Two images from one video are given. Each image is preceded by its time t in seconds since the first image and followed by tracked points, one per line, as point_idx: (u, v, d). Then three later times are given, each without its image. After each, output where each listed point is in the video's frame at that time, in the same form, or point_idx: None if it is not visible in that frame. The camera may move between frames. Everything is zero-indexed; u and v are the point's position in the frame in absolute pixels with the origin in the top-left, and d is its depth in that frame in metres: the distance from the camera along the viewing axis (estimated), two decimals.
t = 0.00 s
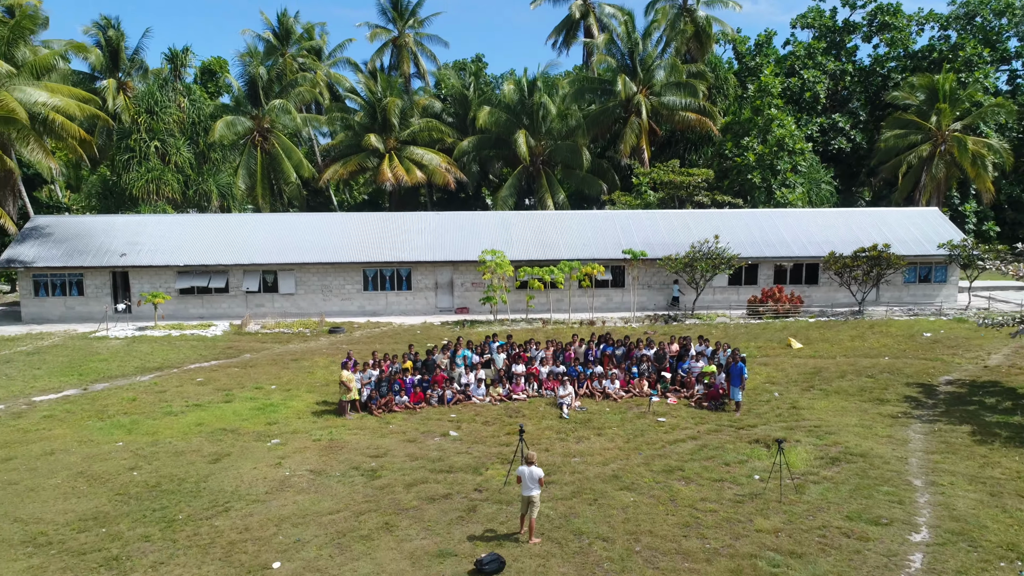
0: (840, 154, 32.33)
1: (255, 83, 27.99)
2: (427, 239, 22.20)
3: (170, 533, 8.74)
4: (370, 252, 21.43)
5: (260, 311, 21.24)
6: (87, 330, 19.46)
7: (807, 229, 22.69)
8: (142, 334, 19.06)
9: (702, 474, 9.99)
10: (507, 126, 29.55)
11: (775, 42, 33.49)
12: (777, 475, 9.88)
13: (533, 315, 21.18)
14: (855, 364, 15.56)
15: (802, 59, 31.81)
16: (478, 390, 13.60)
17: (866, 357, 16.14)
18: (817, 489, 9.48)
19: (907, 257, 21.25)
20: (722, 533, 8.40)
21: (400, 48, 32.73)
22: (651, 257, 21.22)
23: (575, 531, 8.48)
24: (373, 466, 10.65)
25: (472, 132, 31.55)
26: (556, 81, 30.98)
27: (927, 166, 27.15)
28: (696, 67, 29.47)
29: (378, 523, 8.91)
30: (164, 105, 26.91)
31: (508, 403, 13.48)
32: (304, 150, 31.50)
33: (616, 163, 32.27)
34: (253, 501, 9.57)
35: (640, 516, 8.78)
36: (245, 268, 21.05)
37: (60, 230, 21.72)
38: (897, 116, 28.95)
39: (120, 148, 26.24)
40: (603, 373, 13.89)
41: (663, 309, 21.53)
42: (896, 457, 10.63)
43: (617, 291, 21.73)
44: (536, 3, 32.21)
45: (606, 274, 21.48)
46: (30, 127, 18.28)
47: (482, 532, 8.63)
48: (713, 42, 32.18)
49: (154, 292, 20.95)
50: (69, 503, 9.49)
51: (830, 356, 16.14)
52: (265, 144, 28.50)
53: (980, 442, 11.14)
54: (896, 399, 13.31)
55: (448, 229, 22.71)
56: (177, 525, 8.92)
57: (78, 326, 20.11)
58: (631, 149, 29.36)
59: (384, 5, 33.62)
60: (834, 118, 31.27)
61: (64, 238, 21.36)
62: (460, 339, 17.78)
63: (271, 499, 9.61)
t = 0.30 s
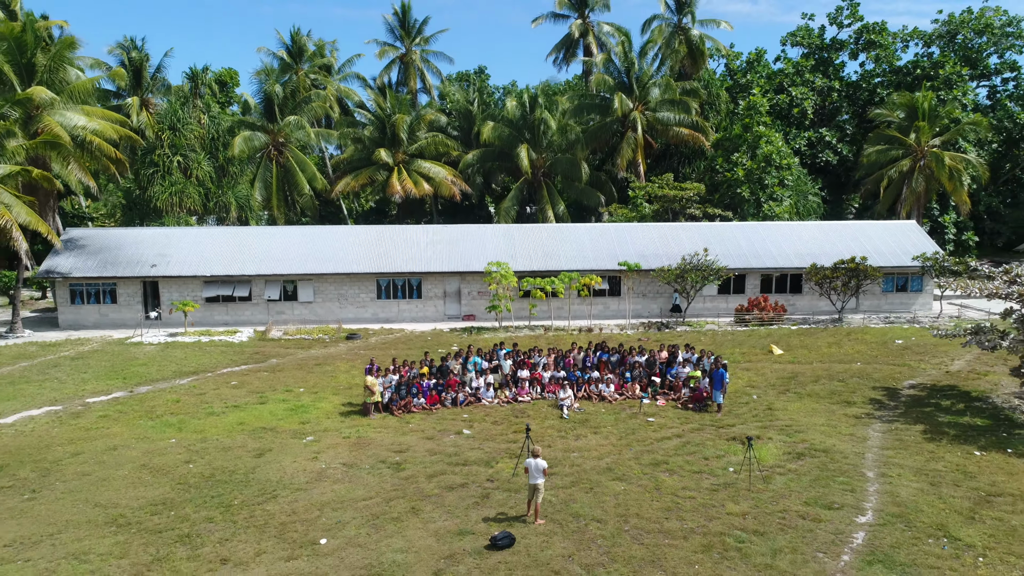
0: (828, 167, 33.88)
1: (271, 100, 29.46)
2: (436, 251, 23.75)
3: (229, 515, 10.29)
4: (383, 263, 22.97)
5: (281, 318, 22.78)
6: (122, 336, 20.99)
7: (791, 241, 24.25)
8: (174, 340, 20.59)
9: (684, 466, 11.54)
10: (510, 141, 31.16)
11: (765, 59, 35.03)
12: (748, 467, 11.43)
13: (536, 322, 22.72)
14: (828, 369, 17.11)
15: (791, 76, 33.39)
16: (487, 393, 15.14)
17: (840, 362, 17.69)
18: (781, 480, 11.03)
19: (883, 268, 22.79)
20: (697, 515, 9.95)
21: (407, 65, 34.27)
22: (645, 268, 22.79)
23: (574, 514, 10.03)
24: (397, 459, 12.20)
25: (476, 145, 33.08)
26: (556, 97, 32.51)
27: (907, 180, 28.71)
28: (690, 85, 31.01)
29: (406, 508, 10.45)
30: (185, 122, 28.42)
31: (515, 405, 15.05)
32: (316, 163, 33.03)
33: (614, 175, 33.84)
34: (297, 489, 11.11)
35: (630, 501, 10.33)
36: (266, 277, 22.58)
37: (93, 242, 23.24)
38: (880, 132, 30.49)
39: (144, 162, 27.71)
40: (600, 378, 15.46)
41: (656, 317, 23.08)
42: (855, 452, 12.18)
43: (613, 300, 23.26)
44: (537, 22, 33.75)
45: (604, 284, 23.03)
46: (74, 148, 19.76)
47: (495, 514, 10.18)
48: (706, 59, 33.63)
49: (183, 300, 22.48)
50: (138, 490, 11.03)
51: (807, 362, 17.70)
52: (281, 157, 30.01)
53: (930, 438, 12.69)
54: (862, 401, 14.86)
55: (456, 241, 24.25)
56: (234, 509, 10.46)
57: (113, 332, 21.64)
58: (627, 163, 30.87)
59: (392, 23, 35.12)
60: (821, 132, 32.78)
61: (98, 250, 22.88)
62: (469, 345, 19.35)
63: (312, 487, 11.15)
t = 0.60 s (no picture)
0: (816, 179, 35.57)
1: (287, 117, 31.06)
2: (445, 262, 25.47)
3: (277, 500, 11.98)
4: (395, 274, 24.66)
5: (301, 324, 24.47)
6: (155, 342, 22.66)
7: (776, 253, 25.96)
8: (204, 345, 22.28)
9: (670, 460, 13.23)
10: (513, 155, 32.85)
11: (756, 76, 36.69)
12: (725, 461, 13.11)
13: (538, 328, 24.42)
14: (805, 373, 18.80)
15: (780, 93, 35.08)
16: (495, 396, 16.86)
17: (817, 367, 19.38)
18: (753, 471, 12.72)
19: (862, 278, 24.51)
20: (678, 500, 11.64)
21: (415, 81, 35.96)
22: (640, 278, 24.48)
23: (573, 500, 11.71)
24: (417, 454, 13.88)
25: (481, 158, 34.76)
26: (556, 114, 34.18)
27: (888, 194, 30.34)
28: (683, 102, 32.68)
29: (428, 494, 12.14)
30: (207, 138, 30.11)
31: (520, 406, 16.74)
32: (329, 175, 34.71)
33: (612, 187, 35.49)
34: (333, 478, 12.80)
35: (621, 489, 12.01)
36: (287, 287, 24.26)
37: (125, 253, 24.91)
38: (863, 148, 32.20)
39: (168, 176, 29.39)
40: (597, 382, 17.17)
41: (650, 323, 24.77)
42: (820, 448, 13.86)
43: (610, 307, 24.95)
44: (538, 41, 35.41)
45: (601, 293, 24.74)
46: (113, 169, 21.42)
47: (505, 500, 11.85)
48: (699, 76, 35.13)
49: (210, 308, 24.16)
50: (195, 480, 12.72)
51: (786, 367, 19.39)
52: (297, 170, 31.66)
53: (887, 436, 14.37)
54: (831, 403, 16.55)
55: (463, 253, 25.96)
56: (280, 495, 12.15)
57: (146, 338, 23.32)
58: (624, 176, 32.51)
59: (400, 41, 36.78)
60: (809, 146, 34.42)
61: (130, 261, 24.56)
62: (476, 351, 21.04)
63: (346, 477, 12.84)
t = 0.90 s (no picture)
0: (804, 190, 37.32)
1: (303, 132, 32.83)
2: (454, 272, 27.29)
3: (315, 488, 13.81)
4: (407, 283, 26.47)
5: (319, 330, 26.27)
6: (186, 347, 24.47)
7: (763, 262, 27.78)
8: (232, 350, 24.10)
9: (658, 454, 15.05)
10: (516, 168, 34.64)
11: (748, 91, 38.45)
12: (706, 454, 14.92)
13: (540, 334, 26.23)
14: (784, 376, 20.61)
15: (770, 109, 36.85)
16: (503, 397, 18.70)
17: (796, 370, 21.20)
18: (730, 463, 14.53)
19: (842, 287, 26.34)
20: (664, 488, 13.45)
21: (423, 97, 37.77)
22: (635, 287, 26.29)
23: (572, 488, 13.52)
24: (435, 448, 15.70)
25: (485, 170, 36.57)
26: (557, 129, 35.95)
27: (871, 206, 32.11)
28: (678, 119, 34.47)
29: (447, 483, 13.95)
30: (227, 153, 31.90)
31: (525, 406, 18.58)
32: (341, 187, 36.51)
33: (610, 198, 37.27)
34: (362, 469, 14.62)
35: (614, 479, 13.83)
36: (307, 295, 26.07)
37: (154, 263, 26.70)
38: (848, 162, 33.97)
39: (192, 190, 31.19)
40: (594, 385, 18.99)
41: (645, 329, 26.58)
42: (791, 443, 15.68)
43: (608, 314, 26.76)
44: (540, 59, 37.24)
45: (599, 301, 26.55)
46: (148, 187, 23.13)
47: (514, 488, 13.67)
48: (693, 92, 36.98)
49: (236, 315, 25.98)
50: (242, 471, 14.54)
51: (768, 370, 21.21)
52: (311, 182, 33.41)
53: (852, 433, 16.18)
54: (806, 403, 18.37)
55: (470, 263, 27.78)
56: (317, 484, 13.98)
57: (177, 343, 25.14)
58: (622, 188, 34.27)
59: (408, 59, 38.55)
60: (798, 159, 36.15)
61: (160, 270, 26.34)
62: (484, 355, 22.85)
63: (374, 468, 14.66)
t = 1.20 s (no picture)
0: (793, 201, 39.23)
1: (317, 147, 34.73)
2: (461, 281, 29.24)
3: (346, 478, 15.76)
4: (418, 291, 28.41)
5: (337, 335, 28.21)
6: (215, 351, 26.39)
7: (750, 272, 29.73)
8: (257, 354, 26.03)
9: (648, 449, 17.00)
10: (518, 180, 36.55)
11: (739, 106, 40.36)
12: (690, 450, 16.86)
13: (542, 339, 28.17)
14: (765, 380, 22.56)
15: (759, 124, 38.77)
16: (509, 398, 20.69)
17: (777, 374, 23.15)
18: (711, 457, 16.48)
19: (823, 295, 28.30)
20: (652, 478, 15.39)
21: (430, 111, 39.70)
22: (630, 296, 28.24)
23: (572, 478, 15.46)
24: (449, 444, 17.65)
25: (489, 182, 38.50)
26: (558, 143, 37.82)
27: (853, 218, 34.04)
28: (672, 134, 36.38)
29: (462, 474, 15.90)
30: (247, 167, 33.84)
31: (530, 407, 20.57)
32: (353, 199, 38.43)
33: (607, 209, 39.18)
34: (387, 462, 16.57)
35: (609, 471, 15.78)
36: (325, 303, 28.01)
37: (182, 272, 28.60)
38: (833, 176, 35.90)
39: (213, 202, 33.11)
40: (592, 387, 20.96)
41: (640, 335, 28.52)
42: (767, 440, 17.64)
43: (605, 320, 28.70)
44: (542, 76, 39.23)
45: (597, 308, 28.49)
46: (180, 204, 24.89)
47: (521, 478, 15.62)
48: (687, 107, 38.93)
49: (259, 321, 27.92)
50: (281, 464, 16.50)
51: (751, 374, 23.17)
52: (325, 193, 35.31)
53: (822, 431, 18.12)
54: (783, 404, 20.33)
55: (476, 273, 29.71)
56: (348, 474, 15.92)
57: (205, 347, 27.09)
58: (619, 200, 36.21)
59: (416, 76, 40.51)
60: (787, 171, 38.03)
61: (187, 279, 28.24)
62: (491, 360, 24.79)
63: (397, 461, 16.61)
